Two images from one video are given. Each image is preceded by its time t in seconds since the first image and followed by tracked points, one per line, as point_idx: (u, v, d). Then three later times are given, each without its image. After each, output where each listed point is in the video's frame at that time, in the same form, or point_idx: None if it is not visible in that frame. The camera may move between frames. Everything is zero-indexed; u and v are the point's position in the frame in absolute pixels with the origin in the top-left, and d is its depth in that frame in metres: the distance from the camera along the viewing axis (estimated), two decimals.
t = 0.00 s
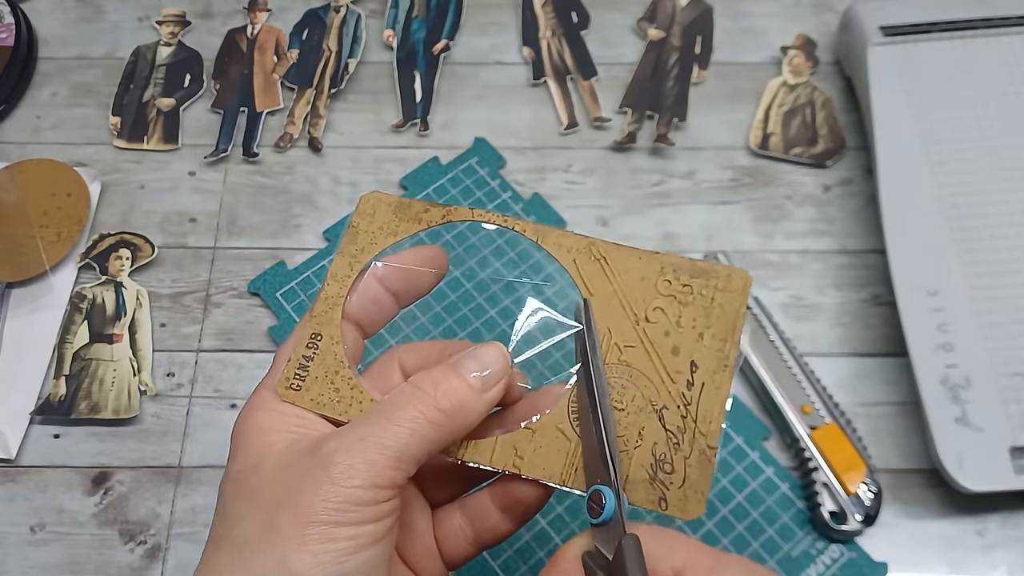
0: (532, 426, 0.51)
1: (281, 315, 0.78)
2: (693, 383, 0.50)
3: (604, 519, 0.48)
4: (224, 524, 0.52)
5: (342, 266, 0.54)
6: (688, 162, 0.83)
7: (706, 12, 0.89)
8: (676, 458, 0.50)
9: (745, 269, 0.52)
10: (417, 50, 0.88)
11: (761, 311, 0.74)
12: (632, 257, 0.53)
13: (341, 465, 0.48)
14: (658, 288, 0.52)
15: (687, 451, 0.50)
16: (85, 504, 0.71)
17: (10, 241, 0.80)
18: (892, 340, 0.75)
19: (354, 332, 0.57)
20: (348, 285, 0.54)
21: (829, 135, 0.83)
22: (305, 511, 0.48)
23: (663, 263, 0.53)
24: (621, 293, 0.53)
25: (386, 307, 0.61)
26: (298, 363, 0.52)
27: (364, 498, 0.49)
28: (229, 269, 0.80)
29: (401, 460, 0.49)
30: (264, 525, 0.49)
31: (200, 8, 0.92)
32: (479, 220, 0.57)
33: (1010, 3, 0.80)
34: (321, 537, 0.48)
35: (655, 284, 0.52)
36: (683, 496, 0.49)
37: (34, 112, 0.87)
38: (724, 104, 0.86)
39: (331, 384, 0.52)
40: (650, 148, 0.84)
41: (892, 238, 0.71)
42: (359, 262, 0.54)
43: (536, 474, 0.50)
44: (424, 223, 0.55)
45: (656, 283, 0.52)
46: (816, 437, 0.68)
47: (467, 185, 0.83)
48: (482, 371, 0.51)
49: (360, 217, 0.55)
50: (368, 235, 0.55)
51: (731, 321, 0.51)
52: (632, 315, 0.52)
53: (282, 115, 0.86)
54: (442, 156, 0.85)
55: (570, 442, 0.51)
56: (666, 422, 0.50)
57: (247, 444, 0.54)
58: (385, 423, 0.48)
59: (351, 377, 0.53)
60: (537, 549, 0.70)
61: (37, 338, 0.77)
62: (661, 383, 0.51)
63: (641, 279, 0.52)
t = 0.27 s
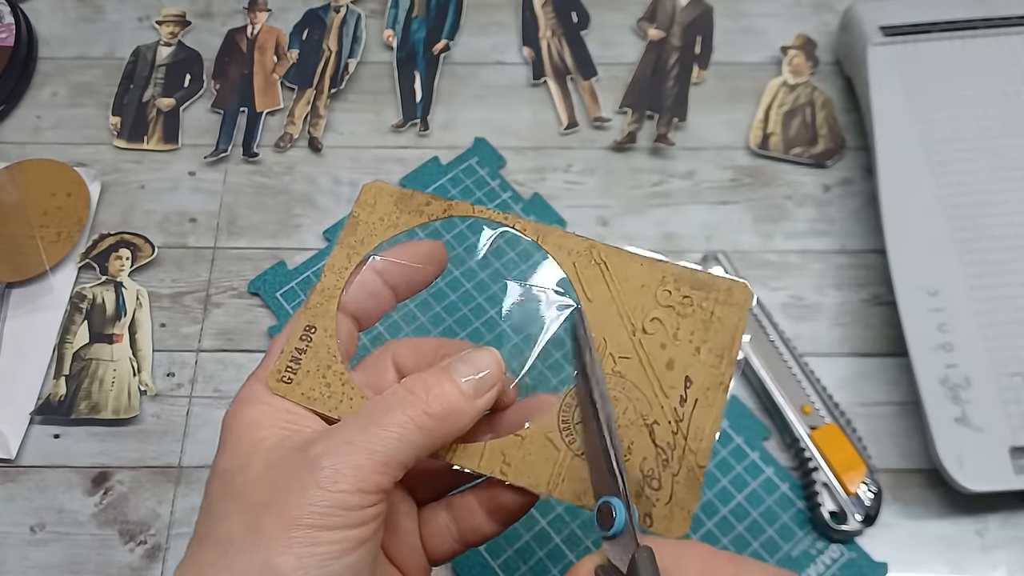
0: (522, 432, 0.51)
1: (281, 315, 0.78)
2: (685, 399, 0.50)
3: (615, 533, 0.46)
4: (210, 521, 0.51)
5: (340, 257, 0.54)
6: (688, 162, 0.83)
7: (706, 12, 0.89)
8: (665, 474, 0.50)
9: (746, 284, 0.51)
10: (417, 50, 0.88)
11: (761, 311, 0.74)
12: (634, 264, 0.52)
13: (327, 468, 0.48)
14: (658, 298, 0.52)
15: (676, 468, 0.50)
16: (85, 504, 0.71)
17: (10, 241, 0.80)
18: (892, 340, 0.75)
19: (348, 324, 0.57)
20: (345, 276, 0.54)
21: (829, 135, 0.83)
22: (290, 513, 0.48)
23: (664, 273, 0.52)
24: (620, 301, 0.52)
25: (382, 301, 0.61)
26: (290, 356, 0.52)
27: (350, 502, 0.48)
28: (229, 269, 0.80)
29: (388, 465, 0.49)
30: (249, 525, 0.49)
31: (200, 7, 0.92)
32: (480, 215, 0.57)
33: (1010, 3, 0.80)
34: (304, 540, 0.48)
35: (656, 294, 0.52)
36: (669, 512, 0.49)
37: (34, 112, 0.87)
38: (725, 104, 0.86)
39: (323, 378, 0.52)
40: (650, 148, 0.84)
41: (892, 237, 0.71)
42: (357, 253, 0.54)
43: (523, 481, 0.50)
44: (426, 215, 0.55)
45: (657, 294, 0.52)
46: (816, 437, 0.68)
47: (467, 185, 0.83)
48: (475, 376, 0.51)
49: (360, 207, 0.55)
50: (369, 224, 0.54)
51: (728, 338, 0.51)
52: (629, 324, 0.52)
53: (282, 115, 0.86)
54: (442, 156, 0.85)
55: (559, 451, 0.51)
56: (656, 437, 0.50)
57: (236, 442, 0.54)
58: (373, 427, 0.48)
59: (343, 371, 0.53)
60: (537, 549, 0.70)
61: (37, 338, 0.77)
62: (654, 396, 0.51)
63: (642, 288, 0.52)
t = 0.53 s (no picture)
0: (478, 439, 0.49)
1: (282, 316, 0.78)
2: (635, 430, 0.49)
3: None
4: (151, 489, 0.53)
5: (315, 223, 0.53)
6: (688, 162, 0.83)
7: (706, 12, 0.89)
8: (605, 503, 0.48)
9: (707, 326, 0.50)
10: (417, 50, 0.88)
11: (761, 311, 0.74)
12: (610, 284, 0.51)
13: (257, 459, 0.48)
14: (625, 326, 0.50)
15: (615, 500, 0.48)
16: (85, 504, 0.71)
17: (10, 241, 0.80)
18: (892, 340, 0.75)
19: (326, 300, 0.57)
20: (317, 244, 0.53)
21: (829, 135, 0.83)
22: (213, 498, 0.48)
23: (636, 300, 0.50)
24: (591, 322, 0.50)
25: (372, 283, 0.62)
26: (249, 326, 0.51)
27: (277, 495, 0.48)
28: (229, 269, 0.80)
29: (319, 460, 0.48)
30: (177, 506, 0.50)
31: (200, 8, 0.92)
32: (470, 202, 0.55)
33: (1010, 2, 0.80)
34: (224, 526, 0.48)
35: (623, 320, 0.50)
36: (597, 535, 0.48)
37: (34, 112, 0.87)
38: (725, 104, 0.86)
39: (279, 353, 0.50)
40: (650, 148, 0.84)
41: (892, 237, 0.71)
42: (330, 227, 0.53)
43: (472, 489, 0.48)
44: (411, 188, 0.53)
45: (623, 320, 0.50)
46: (816, 437, 0.68)
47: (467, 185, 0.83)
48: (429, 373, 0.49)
49: (343, 169, 0.52)
50: (349, 189, 0.53)
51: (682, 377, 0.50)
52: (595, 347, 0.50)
53: (282, 115, 0.86)
54: (442, 156, 0.85)
55: (511, 463, 0.48)
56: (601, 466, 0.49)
57: (185, 412, 0.55)
58: (308, 420, 0.48)
59: (302, 350, 0.51)
60: (536, 548, 0.70)
61: (38, 338, 0.77)
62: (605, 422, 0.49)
63: (613, 312, 0.50)
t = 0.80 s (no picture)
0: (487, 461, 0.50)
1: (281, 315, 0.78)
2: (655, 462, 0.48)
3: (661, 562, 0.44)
4: (154, 491, 0.53)
5: (333, 229, 0.53)
6: (688, 162, 0.83)
7: (706, 12, 0.89)
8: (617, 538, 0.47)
9: (745, 358, 0.50)
10: (417, 50, 0.88)
11: (761, 311, 0.74)
12: (639, 310, 0.51)
13: (256, 472, 0.48)
14: (655, 353, 0.50)
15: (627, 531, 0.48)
16: (85, 504, 0.71)
17: (10, 241, 0.80)
18: (892, 340, 0.75)
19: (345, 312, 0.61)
20: (334, 252, 0.54)
21: (829, 135, 0.83)
22: (211, 506, 0.49)
23: (667, 326, 0.50)
24: (617, 347, 0.50)
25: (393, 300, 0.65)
26: (262, 334, 0.51)
27: (274, 509, 0.48)
28: (229, 269, 0.80)
29: (319, 474, 0.48)
30: (176, 512, 0.50)
31: (200, 7, 0.92)
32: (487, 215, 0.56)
33: (1010, 2, 0.80)
34: (220, 535, 0.48)
35: (652, 348, 0.50)
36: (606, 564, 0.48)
37: (34, 112, 0.87)
38: (724, 104, 0.86)
39: (291, 361, 0.51)
40: (650, 148, 0.84)
41: (892, 237, 0.71)
42: (353, 228, 0.54)
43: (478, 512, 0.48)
44: (432, 198, 0.54)
45: (653, 348, 0.50)
46: (816, 437, 0.68)
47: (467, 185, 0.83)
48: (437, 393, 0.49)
49: (364, 175, 0.54)
50: (370, 196, 0.53)
51: (713, 411, 0.49)
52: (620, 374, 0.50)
53: (282, 115, 0.86)
54: (442, 156, 0.85)
55: (517, 490, 0.48)
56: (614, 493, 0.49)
57: (193, 416, 0.55)
58: (312, 434, 0.48)
59: (313, 360, 0.52)
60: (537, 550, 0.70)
61: (37, 338, 0.77)
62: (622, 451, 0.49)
63: (640, 338, 0.50)
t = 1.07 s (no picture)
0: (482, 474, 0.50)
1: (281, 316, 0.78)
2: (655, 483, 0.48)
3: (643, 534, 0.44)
4: (154, 490, 0.53)
5: (344, 236, 0.54)
6: (688, 162, 0.83)
7: (706, 12, 0.89)
8: (611, 560, 0.47)
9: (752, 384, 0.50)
10: (417, 50, 0.88)
11: (761, 311, 0.74)
12: (643, 329, 0.51)
13: (254, 474, 0.48)
14: (658, 374, 0.50)
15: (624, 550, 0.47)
16: (85, 504, 0.71)
17: (10, 241, 0.80)
18: (892, 340, 0.75)
19: (348, 321, 0.59)
20: (343, 259, 0.54)
21: (829, 135, 0.83)
22: (209, 507, 0.49)
23: (671, 347, 0.50)
24: (618, 366, 0.50)
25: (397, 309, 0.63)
26: (266, 336, 0.51)
27: (271, 512, 0.48)
28: (229, 269, 0.80)
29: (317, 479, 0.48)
30: (174, 512, 0.50)
31: (200, 8, 0.92)
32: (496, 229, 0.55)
33: (1010, 2, 0.80)
34: (217, 536, 0.48)
35: (655, 368, 0.50)
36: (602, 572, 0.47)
37: (34, 112, 0.87)
38: (724, 104, 0.86)
39: (294, 364, 0.51)
40: (650, 148, 0.84)
41: (892, 236, 0.71)
42: (362, 236, 0.54)
43: (469, 525, 0.48)
44: (442, 211, 0.55)
45: (657, 368, 0.50)
46: (816, 437, 0.68)
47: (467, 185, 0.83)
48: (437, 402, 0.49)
49: (378, 187, 0.54)
50: (383, 206, 0.54)
51: (716, 437, 0.49)
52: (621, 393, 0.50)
53: (282, 115, 0.86)
54: (442, 156, 0.85)
55: (512, 506, 0.49)
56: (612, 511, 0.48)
57: (195, 416, 0.55)
58: (310, 438, 0.48)
59: (316, 365, 0.52)
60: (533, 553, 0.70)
61: (37, 338, 0.77)
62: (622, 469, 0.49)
63: (643, 357, 0.50)
